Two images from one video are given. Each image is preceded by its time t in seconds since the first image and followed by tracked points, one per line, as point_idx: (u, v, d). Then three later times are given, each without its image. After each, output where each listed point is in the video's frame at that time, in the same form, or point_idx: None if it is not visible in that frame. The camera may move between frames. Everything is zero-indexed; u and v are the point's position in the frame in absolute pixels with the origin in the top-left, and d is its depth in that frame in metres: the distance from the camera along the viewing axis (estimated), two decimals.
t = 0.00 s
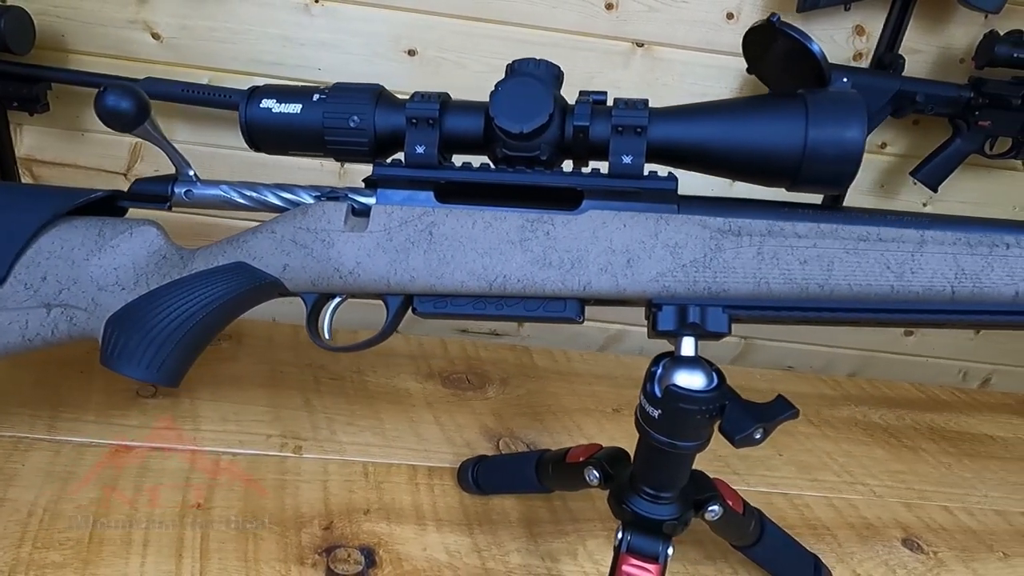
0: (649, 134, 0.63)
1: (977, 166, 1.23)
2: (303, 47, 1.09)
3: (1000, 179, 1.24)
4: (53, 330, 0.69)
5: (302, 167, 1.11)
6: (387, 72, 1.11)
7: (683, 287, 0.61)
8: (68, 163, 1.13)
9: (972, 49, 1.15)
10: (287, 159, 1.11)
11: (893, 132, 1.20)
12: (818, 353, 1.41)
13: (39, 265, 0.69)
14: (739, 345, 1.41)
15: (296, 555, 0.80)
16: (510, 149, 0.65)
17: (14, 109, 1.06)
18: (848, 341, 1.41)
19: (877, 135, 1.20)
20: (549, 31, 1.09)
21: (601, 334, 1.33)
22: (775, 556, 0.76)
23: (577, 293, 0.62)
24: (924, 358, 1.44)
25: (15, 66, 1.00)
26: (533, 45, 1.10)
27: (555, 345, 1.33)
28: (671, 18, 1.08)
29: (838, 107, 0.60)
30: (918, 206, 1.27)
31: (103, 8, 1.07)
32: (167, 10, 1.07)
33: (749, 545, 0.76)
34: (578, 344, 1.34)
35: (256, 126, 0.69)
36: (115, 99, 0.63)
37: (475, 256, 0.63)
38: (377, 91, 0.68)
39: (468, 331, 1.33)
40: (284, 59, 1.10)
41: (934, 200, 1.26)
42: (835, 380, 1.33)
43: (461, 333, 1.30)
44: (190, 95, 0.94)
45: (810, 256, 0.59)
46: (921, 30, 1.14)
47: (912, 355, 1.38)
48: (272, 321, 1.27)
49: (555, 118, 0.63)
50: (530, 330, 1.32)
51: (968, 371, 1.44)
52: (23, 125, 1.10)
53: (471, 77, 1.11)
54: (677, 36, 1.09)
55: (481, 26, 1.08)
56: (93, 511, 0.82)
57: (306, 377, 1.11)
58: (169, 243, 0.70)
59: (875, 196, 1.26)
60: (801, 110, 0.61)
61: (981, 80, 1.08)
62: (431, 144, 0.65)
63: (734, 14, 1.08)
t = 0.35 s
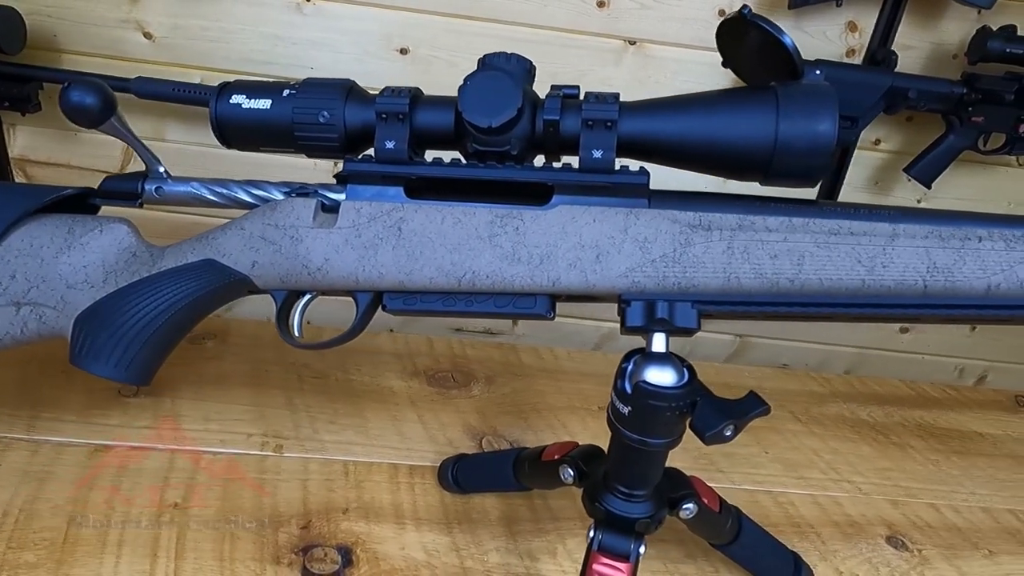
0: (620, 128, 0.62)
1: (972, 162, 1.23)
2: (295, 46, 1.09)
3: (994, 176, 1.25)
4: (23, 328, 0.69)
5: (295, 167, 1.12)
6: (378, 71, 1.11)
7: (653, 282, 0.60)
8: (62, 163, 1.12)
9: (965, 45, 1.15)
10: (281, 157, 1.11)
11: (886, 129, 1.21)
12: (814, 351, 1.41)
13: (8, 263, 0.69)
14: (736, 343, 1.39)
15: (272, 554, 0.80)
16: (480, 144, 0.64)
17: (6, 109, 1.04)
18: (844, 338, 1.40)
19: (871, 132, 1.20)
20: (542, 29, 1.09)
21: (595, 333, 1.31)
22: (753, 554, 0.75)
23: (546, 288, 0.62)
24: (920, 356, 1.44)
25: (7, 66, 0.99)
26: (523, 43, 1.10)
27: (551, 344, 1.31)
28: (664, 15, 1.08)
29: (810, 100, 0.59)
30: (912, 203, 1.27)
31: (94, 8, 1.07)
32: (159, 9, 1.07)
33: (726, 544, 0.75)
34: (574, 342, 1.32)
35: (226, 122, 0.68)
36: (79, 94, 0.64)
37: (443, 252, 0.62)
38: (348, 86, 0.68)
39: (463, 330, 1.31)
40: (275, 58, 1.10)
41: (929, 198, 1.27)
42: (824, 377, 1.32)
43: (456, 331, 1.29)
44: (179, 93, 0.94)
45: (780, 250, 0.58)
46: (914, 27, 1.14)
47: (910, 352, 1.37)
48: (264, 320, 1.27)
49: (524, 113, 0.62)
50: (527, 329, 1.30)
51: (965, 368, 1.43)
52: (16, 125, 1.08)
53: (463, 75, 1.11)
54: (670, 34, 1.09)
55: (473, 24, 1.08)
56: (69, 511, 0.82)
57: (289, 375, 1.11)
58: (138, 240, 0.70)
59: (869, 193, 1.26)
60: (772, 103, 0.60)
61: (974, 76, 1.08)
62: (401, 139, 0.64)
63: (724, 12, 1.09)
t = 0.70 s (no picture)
0: (591, 125, 0.62)
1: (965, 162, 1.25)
2: (283, 45, 1.10)
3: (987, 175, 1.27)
4: None
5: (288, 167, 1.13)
6: (368, 69, 1.11)
7: (622, 281, 0.60)
8: (52, 163, 1.11)
9: (956, 44, 1.17)
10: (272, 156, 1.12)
11: (877, 128, 1.22)
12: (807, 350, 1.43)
13: None
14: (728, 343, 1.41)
15: (247, 555, 0.79)
16: (450, 141, 0.64)
17: None
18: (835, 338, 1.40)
19: (862, 132, 1.21)
20: (531, 28, 1.10)
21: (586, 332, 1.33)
22: (730, 553, 0.75)
23: (516, 287, 0.61)
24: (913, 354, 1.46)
25: None
26: (510, 41, 1.10)
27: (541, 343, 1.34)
28: (653, 14, 1.09)
29: (780, 97, 0.59)
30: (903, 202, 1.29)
31: (81, 7, 1.06)
32: (146, 8, 1.07)
33: (703, 544, 0.75)
34: (565, 341, 1.33)
35: (196, 120, 0.68)
36: (46, 92, 0.65)
37: (413, 250, 0.62)
38: (318, 83, 0.67)
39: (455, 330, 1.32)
40: (262, 57, 1.10)
41: (921, 197, 1.28)
42: (811, 377, 1.32)
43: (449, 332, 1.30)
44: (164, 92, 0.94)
45: (750, 248, 0.58)
46: (904, 24, 1.16)
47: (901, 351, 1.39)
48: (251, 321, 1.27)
49: (494, 111, 0.62)
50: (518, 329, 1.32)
51: (957, 367, 1.45)
52: (4, 124, 1.08)
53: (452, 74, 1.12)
54: (659, 32, 1.10)
55: (463, 23, 1.09)
56: (43, 511, 0.81)
57: (271, 375, 1.11)
58: (110, 238, 0.69)
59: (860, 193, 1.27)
60: (743, 100, 0.60)
61: (965, 74, 1.09)
62: (371, 137, 0.64)
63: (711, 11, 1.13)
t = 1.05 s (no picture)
0: (560, 126, 0.62)
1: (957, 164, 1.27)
2: (273, 48, 1.10)
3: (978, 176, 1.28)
4: None
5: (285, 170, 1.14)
6: (361, 72, 1.12)
7: (590, 281, 0.60)
8: (39, 165, 1.11)
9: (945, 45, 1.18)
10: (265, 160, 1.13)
11: (868, 130, 1.23)
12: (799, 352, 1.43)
13: None
14: (719, 346, 1.41)
15: (223, 556, 0.79)
16: (421, 142, 0.64)
17: None
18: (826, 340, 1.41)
19: (854, 134, 1.23)
20: (519, 30, 1.10)
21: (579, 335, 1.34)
22: (702, 552, 0.75)
23: (485, 287, 0.61)
24: (904, 356, 1.46)
25: None
26: (496, 44, 1.11)
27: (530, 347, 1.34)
28: (642, 16, 1.09)
29: (748, 97, 0.59)
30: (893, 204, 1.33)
31: (70, 10, 1.07)
32: (136, 11, 1.08)
33: (676, 544, 0.75)
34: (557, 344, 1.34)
35: (168, 122, 0.68)
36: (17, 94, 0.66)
37: (382, 250, 0.62)
38: (290, 84, 0.67)
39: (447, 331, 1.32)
40: (253, 60, 1.11)
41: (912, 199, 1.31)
42: (795, 378, 1.32)
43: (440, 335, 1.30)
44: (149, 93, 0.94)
45: (717, 248, 0.58)
46: (893, 26, 1.17)
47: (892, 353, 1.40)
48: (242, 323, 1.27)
49: (463, 110, 0.62)
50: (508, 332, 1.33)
51: (949, 369, 1.45)
52: None
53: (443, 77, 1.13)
54: (649, 35, 1.11)
55: (453, 25, 1.10)
56: (19, 511, 0.81)
57: (252, 377, 1.11)
58: (83, 239, 0.69)
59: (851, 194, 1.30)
60: (711, 100, 0.60)
61: (953, 77, 1.09)
62: (342, 137, 0.64)
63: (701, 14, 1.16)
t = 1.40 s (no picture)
0: (525, 127, 0.62)
1: (948, 165, 1.28)
2: (263, 51, 1.11)
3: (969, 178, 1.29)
4: None
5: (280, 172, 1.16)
6: (350, 75, 1.13)
7: (553, 281, 0.60)
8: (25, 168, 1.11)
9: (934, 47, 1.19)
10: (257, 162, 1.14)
11: (857, 132, 1.24)
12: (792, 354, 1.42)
13: None
14: (710, 348, 1.40)
15: (196, 556, 0.79)
16: (387, 143, 0.64)
17: None
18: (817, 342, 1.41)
19: (842, 136, 1.24)
20: (508, 33, 1.11)
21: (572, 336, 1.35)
22: (672, 553, 0.75)
23: (449, 287, 0.61)
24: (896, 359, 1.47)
25: None
26: (483, 46, 1.11)
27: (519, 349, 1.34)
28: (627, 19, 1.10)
29: (709, 99, 0.60)
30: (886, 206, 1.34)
31: (61, 14, 1.07)
32: (125, 15, 1.08)
33: (646, 544, 0.75)
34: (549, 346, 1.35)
35: (139, 124, 0.68)
36: None
37: (348, 251, 0.62)
38: (260, 86, 0.68)
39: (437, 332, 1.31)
40: (243, 63, 1.12)
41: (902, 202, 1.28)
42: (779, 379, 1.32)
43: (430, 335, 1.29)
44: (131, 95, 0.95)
45: (678, 248, 0.58)
46: (881, 28, 1.18)
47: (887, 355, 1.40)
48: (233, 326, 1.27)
49: (428, 113, 0.63)
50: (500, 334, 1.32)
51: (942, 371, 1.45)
52: None
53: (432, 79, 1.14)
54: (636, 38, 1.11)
55: (442, 28, 1.10)
56: None
57: (233, 379, 1.11)
58: (55, 241, 0.69)
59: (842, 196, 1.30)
60: (673, 102, 0.60)
61: (941, 78, 1.10)
62: (310, 139, 0.65)
63: (692, 14, 1.17)
